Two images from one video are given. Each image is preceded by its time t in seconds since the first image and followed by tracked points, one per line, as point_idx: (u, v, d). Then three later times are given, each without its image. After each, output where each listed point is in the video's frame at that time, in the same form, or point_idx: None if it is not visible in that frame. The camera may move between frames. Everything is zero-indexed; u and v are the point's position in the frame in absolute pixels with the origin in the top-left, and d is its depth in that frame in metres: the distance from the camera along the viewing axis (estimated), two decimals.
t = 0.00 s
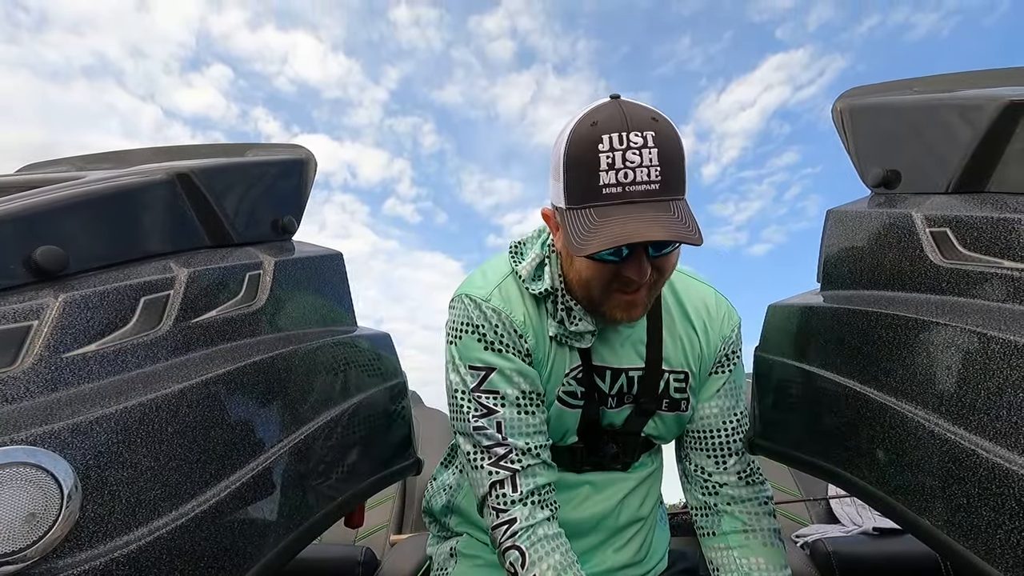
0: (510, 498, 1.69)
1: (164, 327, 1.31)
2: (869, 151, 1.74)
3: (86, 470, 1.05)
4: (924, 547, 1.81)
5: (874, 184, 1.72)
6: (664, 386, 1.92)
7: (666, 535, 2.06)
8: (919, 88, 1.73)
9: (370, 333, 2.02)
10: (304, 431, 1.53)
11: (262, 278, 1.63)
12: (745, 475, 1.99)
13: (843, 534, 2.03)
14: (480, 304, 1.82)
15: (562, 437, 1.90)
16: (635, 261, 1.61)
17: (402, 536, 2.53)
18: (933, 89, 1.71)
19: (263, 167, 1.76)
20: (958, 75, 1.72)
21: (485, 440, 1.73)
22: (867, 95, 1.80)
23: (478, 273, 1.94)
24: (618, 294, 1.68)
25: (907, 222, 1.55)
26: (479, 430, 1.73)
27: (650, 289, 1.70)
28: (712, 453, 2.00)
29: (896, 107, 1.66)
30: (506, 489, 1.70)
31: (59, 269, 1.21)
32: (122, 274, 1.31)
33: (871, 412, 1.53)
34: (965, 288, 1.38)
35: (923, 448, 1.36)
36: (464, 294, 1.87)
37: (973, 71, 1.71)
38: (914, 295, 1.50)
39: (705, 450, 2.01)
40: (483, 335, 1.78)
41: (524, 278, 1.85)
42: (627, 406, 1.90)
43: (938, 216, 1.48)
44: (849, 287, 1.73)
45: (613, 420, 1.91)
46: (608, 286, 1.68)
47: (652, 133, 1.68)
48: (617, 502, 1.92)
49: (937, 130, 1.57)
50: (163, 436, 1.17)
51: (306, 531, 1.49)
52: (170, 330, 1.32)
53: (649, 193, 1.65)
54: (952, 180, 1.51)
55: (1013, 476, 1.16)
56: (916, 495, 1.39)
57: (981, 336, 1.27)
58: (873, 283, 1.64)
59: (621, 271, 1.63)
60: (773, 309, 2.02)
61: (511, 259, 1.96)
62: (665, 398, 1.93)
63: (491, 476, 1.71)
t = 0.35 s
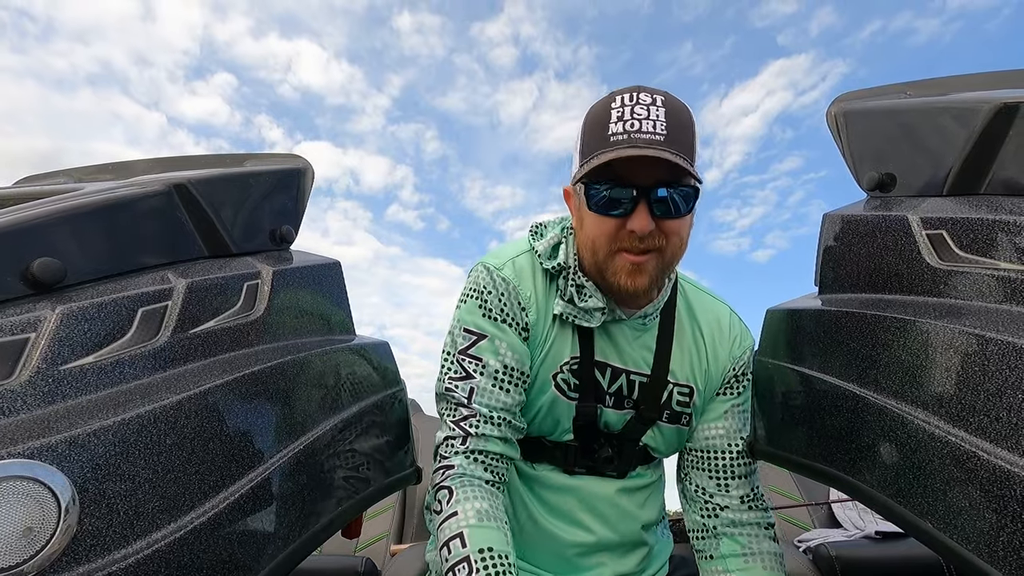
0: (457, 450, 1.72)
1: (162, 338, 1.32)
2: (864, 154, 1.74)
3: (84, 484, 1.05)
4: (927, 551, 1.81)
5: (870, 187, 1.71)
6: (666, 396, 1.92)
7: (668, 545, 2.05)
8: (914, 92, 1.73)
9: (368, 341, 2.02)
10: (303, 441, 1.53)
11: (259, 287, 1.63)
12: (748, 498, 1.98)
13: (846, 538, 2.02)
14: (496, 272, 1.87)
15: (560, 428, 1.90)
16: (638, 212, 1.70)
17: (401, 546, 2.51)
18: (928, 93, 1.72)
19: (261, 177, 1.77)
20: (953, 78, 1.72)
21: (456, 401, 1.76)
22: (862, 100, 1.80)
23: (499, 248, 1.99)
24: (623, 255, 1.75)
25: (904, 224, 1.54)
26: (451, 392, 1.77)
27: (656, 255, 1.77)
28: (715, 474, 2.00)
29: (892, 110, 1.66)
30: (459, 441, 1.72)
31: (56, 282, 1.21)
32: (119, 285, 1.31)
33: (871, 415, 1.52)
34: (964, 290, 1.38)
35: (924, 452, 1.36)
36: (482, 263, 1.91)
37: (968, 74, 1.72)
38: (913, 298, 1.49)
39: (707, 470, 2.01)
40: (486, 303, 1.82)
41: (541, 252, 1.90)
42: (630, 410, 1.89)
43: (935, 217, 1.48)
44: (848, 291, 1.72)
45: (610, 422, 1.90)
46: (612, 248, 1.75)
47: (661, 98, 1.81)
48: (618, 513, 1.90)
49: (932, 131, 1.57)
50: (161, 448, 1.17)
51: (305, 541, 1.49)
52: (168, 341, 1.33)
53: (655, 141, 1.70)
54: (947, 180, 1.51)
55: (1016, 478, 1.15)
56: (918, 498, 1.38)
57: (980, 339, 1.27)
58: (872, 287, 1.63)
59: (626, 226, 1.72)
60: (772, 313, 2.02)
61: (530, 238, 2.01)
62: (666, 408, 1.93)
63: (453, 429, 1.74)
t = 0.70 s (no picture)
0: (436, 444, 1.62)
1: (163, 337, 1.32)
2: (866, 161, 1.74)
3: (84, 483, 1.05)
4: (928, 561, 1.80)
5: (873, 194, 1.72)
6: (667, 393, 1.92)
7: (669, 540, 2.06)
8: (918, 100, 1.73)
9: (370, 343, 2.02)
10: (303, 441, 1.53)
11: (261, 288, 1.63)
12: (765, 489, 2.03)
13: (847, 546, 2.02)
14: (488, 263, 1.83)
15: (558, 427, 1.89)
16: (616, 190, 1.72)
17: (400, 548, 2.51)
18: (932, 101, 1.71)
19: (264, 177, 1.77)
20: (957, 87, 1.72)
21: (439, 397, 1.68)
22: (865, 107, 1.81)
23: (488, 240, 1.97)
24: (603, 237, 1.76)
25: (907, 232, 1.54)
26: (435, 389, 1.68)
27: (637, 237, 1.77)
28: (731, 469, 2.04)
29: (895, 118, 1.66)
30: (438, 436, 1.63)
31: (59, 280, 1.21)
32: (121, 285, 1.31)
33: (873, 423, 1.51)
34: (966, 299, 1.38)
35: (926, 459, 1.35)
36: (473, 256, 1.90)
37: (972, 83, 1.72)
38: (916, 306, 1.49)
39: (724, 466, 2.04)
40: (481, 297, 1.77)
41: (533, 243, 1.89)
42: (629, 409, 1.89)
43: (938, 226, 1.47)
44: (851, 297, 1.72)
45: (608, 420, 1.90)
46: (592, 229, 1.76)
47: (638, 71, 1.85)
48: (618, 510, 1.90)
49: (934, 140, 1.57)
50: (162, 447, 1.17)
51: (304, 542, 1.48)
52: (170, 341, 1.32)
53: (631, 113, 1.74)
54: (950, 191, 1.50)
55: (1018, 487, 1.15)
56: (920, 507, 1.38)
57: (983, 347, 1.26)
58: (875, 293, 1.63)
59: (604, 205, 1.73)
60: (774, 321, 2.02)
61: (521, 228, 1.99)
62: (668, 406, 1.93)
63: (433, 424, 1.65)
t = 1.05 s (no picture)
0: (466, 470, 1.65)
1: (164, 334, 1.32)
2: (868, 167, 1.75)
3: (83, 478, 1.05)
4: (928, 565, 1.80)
5: (874, 199, 1.72)
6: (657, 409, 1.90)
7: (665, 540, 2.06)
8: (920, 105, 1.73)
9: (371, 343, 2.01)
10: (303, 440, 1.53)
11: (262, 286, 1.63)
12: (744, 503, 1.91)
13: (846, 551, 2.01)
14: (485, 279, 1.85)
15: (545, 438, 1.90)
16: (633, 211, 1.69)
17: (399, 548, 2.51)
18: (934, 105, 1.72)
19: (265, 176, 1.77)
20: (959, 92, 1.72)
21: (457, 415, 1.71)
22: (867, 111, 1.81)
23: (485, 251, 1.98)
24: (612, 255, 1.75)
25: (908, 236, 1.54)
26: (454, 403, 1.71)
27: (647, 260, 1.76)
28: (708, 480, 1.94)
29: (897, 122, 1.66)
30: (467, 461, 1.65)
31: (61, 276, 1.21)
32: (123, 282, 1.31)
33: (874, 427, 1.51)
34: (968, 303, 1.38)
35: (927, 464, 1.35)
36: (467, 267, 1.91)
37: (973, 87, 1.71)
38: (919, 310, 1.49)
39: (700, 474, 1.94)
40: (480, 311, 1.79)
41: (529, 258, 1.89)
42: (616, 423, 1.89)
43: (940, 230, 1.47)
44: (851, 301, 1.73)
45: (595, 433, 1.90)
46: (602, 246, 1.75)
47: (672, 89, 1.83)
48: (605, 510, 1.90)
49: (936, 145, 1.56)
50: (161, 445, 1.17)
51: (303, 541, 1.48)
52: (171, 338, 1.32)
53: (659, 133, 1.71)
54: (952, 197, 1.50)
55: (1018, 492, 1.14)
56: (920, 512, 1.37)
57: (985, 352, 1.26)
58: (877, 297, 1.62)
59: (618, 225, 1.71)
60: (775, 323, 2.02)
61: (519, 241, 2.00)
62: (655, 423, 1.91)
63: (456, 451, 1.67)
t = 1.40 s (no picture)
0: (439, 453, 1.79)
1: (164, 335, 1.32)
2: (867, 166, 1.75)
3: (83, 480, 1.05)
4: (928, 565, 1.80)
5: (874, 198, 1.72)
6: (645, 388, 1.89)
7: (665, 543, 2.01)
8: (919, 104, 1.73)
9: (372, 342, 2.02)
10: (303, 441, 1.53)
11: (262, 287, 1.63)
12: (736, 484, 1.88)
13: (846, 550, 2.01)
14: (466, 271, 1.88)
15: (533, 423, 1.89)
16: (618, 194, 1.69)
17: (399, 548, 2.51)
18: (933, 104, 1.72)
19: (265, 176, 1.77)
20: (958, 91, 1.72)
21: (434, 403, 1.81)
22: (866, 110, 1.81)
23: (470, 243, 2.01)
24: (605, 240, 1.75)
25: (907, 235, 1.54)
26: (432, 392, 1.82)
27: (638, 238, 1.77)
28: (701, 462, 1.90)
29: (896, 121, 1.66)
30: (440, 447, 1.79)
31: (60, 277, 1.21)
32: (123, 282, 1.31)
33: (874, 426, 1.51)
34: (967, 302, 1.38)
35: (928, 462, 1.35)
36: (450, 262, 1.93)
37: (972, 87, 1.71)
38: (918, 309, 1.48)
39: (690, 458, 1.91)
40: (457, 305, 1.84)
41: (514, 247, 1.91)
42: (606, 404, 1.88)
43: (939, 229, 1.47)
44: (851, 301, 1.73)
45: (587, 416, 1.88)
46: (594, 234, 1.74)
47: (623, 75, 1.83)
48: (602, 500, 1.87)
49: (935, 144, 1.56)
50: (162, 446, 1.17)
51: (304, 542, 1.49)
52: (170, 339, 1.33)
53: (623, 119, 1.72)
54: (952, 195, 1.50)
55: (1018, 492, 1.14)
56: (920, 511, 1.37)
57: (984, 351, 1.26)
58: (876, 296, 1.63)
59: (607, 210, 1.71)
60: (775, 322, 2.01)
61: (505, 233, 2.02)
62: (645, 403, 1.90)
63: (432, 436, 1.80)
